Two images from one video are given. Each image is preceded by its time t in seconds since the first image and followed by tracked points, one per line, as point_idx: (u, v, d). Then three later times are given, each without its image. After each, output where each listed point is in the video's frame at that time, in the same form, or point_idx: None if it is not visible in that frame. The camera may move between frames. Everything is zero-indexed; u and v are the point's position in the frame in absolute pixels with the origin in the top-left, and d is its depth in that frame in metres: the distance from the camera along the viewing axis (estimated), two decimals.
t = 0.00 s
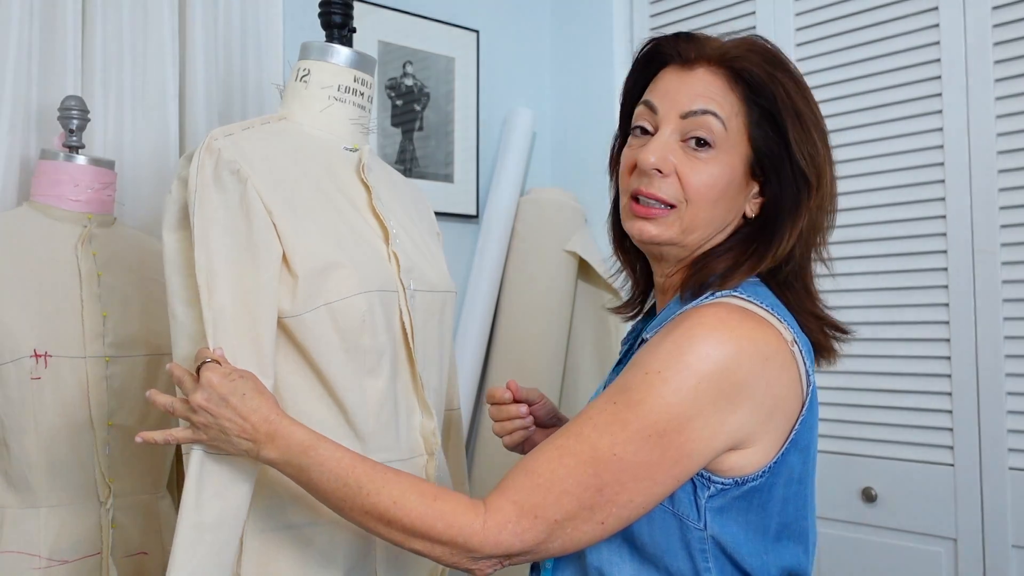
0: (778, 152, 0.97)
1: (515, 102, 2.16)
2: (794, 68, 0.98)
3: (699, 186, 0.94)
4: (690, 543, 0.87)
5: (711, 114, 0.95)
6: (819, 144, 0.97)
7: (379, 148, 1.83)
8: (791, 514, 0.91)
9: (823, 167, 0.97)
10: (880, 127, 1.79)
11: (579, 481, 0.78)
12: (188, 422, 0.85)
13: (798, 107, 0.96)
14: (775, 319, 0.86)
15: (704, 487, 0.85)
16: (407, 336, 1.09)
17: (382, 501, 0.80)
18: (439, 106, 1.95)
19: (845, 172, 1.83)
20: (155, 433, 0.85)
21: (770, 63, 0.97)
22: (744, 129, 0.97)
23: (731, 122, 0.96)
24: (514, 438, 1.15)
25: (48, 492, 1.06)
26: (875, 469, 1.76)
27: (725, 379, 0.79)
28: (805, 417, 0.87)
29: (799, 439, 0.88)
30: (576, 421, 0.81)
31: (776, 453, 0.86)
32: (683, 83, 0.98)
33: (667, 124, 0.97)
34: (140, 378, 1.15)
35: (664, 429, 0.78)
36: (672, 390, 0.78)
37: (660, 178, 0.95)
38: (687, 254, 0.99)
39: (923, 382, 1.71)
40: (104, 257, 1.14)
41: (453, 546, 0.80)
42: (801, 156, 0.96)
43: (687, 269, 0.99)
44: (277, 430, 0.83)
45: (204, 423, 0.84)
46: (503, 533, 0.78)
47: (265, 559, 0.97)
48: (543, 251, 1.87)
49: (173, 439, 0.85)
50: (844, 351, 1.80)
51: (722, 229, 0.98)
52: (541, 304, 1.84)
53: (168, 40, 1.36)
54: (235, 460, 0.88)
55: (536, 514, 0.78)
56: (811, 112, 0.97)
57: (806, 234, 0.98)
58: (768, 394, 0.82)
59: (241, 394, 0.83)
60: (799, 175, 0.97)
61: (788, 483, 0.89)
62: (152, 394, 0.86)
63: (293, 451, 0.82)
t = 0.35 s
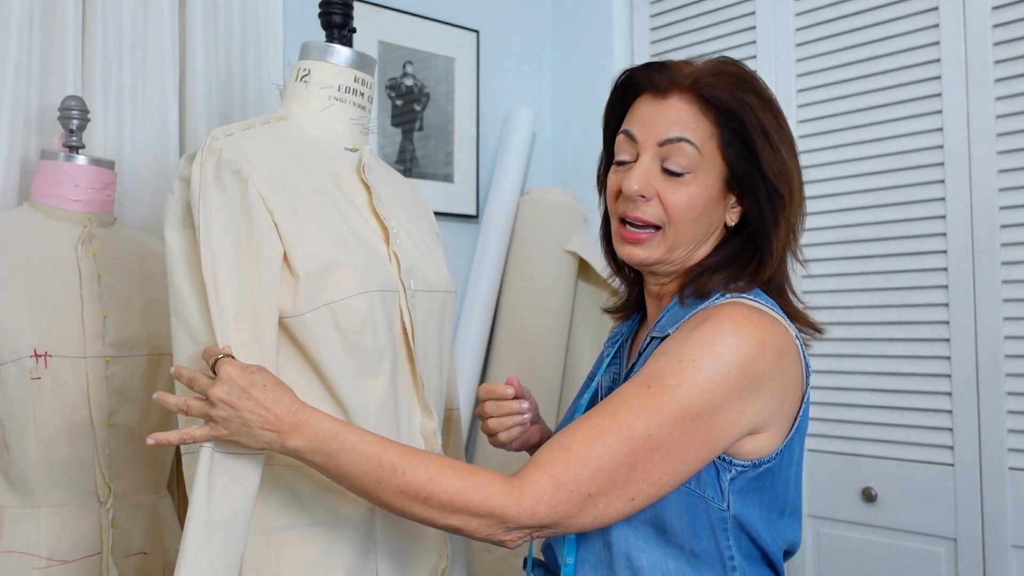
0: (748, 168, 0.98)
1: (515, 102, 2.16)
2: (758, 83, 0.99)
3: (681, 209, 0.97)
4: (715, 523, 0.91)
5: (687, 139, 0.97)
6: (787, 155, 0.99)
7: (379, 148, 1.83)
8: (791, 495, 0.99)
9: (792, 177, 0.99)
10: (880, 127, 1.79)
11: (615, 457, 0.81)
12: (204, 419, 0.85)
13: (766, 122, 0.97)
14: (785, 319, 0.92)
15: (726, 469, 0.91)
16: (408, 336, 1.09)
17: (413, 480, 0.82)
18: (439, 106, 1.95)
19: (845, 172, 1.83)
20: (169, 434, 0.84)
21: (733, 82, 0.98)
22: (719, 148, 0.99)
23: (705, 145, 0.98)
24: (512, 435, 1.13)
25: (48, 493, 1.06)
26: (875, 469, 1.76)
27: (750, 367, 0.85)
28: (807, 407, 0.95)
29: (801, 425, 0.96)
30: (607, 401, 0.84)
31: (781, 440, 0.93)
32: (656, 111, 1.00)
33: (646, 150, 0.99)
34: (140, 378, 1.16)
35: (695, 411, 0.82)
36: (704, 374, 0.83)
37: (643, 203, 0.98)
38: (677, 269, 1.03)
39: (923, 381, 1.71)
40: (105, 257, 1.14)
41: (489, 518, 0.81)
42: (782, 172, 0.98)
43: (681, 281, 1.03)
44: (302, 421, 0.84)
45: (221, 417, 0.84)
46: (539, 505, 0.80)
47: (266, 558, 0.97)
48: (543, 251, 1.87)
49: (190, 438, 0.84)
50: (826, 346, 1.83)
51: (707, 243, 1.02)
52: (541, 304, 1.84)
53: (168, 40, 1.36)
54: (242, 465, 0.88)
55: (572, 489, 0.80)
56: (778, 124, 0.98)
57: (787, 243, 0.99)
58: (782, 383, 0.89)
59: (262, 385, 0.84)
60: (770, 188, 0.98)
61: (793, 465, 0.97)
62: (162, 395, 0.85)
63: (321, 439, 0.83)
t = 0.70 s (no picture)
0: (709, 184, 0.97)
1: (515, 102, 2.16)
2: (715, 98, 0.97)
3: (644, 226, 0.98)
4: (709, 516, 0.92)
5: (642, 159, 0.97)
6: (748, 168, 0.97)
7: (379, 148, 1.83)
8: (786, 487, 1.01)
9: (754, 189, 0.97)
10: (880, 127, 1.78)
11: (619, 461, 0.83)
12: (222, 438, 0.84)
13: (722, 138, 0.95)
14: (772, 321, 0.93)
15: (717, 465, 0.91)
16: (408, 336, 1.09)
17: (434, 491, 0.84)
18: (439, 106, 1.95)
19: (845, 172, 1.83)
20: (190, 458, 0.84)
21: (688, 100, 0.97)
22: (678, 165, 0.98)
23: (663, 163, 0.97)
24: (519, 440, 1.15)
25: (48, 492, 1.06)
26: (875, 469, 1.76)
27: (741, 366, 0.87)
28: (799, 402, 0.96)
29: (791, 420, 0.97)
30: (606, 407, 0.86)
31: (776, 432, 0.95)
32: (615, 133, 1.00)
33: (610, 170, 1.00)
34: (140, 378, 1.16)
35: (691, 412, 0.84)
36: (697, 377, 0.85)
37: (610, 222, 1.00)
38: (658, 278, 1.04)
39: (923, 382, 1.71)
40: (105, 257, 1.13)
41: (502, 526, 0.83)
42: (743, 185, 0.96)
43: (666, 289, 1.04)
44: (322, 443, 0.84)
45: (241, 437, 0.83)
46: (550, 512, 0.82)
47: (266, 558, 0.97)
48: (543, 251, 1.87)
49: (211, 460, 0.84)
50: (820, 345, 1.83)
51: (682, 253, 1.01)
52: (541, 305, 1.84)
53: (168, 40, 1.35)
54: (245, 468, 0.88)
55: (580, 494, 0.82)
56: (738, 138, 0.96)
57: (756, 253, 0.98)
58: (775, 379, 0.91)
59: (282, 406, 0.84)
60: (731, 203, 0.96)
61: (785, 458, 0.98)
62: (173, 417, 0.84)
63: (338, 457, 0.84)
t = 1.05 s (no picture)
0: (702, 183, 0.96)
1: (515, 102, 2.16)
2: (714, 94, 0.96)
3: (634, 222, 0.98)
4: (714, 522, 0.92)
5: (635, 153, 0.97)
6: (743, 169, 0.95)
7: (379, 148, 1.83)
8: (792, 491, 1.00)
9: (747, 190, 0.95)
10: (880, 127, 1.78)
11: (648, 498, 0.80)
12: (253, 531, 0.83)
13: (716, 138, 0.94)
14: (772, 323, 0.92)
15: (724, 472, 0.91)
16: (408, 336, 1.09)
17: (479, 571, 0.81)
18: (439, 106, 1.95)
19: (845, 172, 1.83)
20: (224, 533, 0.83)
21: (685, 97, 0.97)
22: (673, 161, 0.97)
23: (656, 158, 0.97)
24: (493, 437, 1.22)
25: (48, 492, 1.06)
26: (875, 470, 1.76)
27: (751, 376, 0.85)
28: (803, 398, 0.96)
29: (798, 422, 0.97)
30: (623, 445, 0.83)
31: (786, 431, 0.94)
32: (611, 126, 1.01)
33: (604, 164, 1.01)
34: (140, 378, 1.16)
35: (708, 432, 0.82)
36: (711, 395, 0.82)
37: (603, 216, 1.01)
38: (653, 277, 1.03)
39: (923, 382, 1.71)
40: (104, 258, 1.13)
41: None
42: (737, 186, 0.95)
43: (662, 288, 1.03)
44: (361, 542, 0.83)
45: (275, 555, 0.83)
46: (596, 566, 0.80)
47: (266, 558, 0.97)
48: (543, 251, 1.87)
49: (244, 539, 0.83)
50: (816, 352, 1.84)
51: (675, 251, 1.00)
52: (542, 306, 1.84)
53: (168, 39, 1.36)
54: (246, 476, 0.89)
55: (621, 542, 0.80)
56: (736, 137, 0.95)
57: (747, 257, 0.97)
58: (782, 378, 0.90)
59: (324, 521, 0.84)
60: (724, 205, 0.95)
61: (792, 462, 0.98)
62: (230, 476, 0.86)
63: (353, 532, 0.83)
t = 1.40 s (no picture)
0: (708, 171, 0.94)
1: (515, 102, 2.16)
2: (722, 77, 0.93)
3: (635, 213, 0.96)
4: (710, 532, 0.89)
5: (635, 141, 0.94)
6: (751, 157, 0.92)
7: (379, 148, 1.83)
8: (796, 502, 0.96)
9: (756, 180, 0.92)
10: (880, 127, 1.78)
11: (608, 484, 0.80)
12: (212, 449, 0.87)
13: (724, 123, 0.91)
14: (785, 320, 0.90)
15: (721, 478, 0.88)
16: (408, 335, 1.09)
17: (421, 523, 0.83)
18: (439, 106, 1.95)
19: (845, 172, 1.83)
20: (184, 448, 0.87)
21: (690, 80, 0.94)
22: (677, 149, 0.95)
23: (659, 146, 0.94)
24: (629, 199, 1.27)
25: (48, 493, 1.06)
26: (875, 470, 1.76)
27: (742, 377, 0.82)
28: (810, 412, 0.92)
29: (804, 428, 0.93)
30: (598, 423, 0.83)
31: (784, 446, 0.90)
32: (612, 112, 0.98)
33: (605, 153, 0.99)
34: (140, 378, 1.16)
35: (685, 429, 0.80)
36: (692, 389, 0.80)
37: (604, 207, 0.99)
38: (657, 269, 1.02)
39: (922, 382, 1.71)
40: (104, 257, 1.13)
41: (488, 554, 0.82)
42: (745, 176, 0.91)
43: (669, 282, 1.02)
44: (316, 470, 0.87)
45: (230, 471, 0.87)
46: (535, 538, 0.80)
47: (266, 557, 0.97)
48: (542, 251, 1.87)
49: (201, 455, 0.87)
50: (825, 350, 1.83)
51: (680, 243, 0.98)
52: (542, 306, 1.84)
53: (168, 39, 1.35)
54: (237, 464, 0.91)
55: (565, 518, 0.80)
56: (745, 122, 0.91)
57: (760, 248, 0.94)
58: (781, 387, 0.86)
59: (282, 442, 0.88)
60: (731, 195, 0.92)
61: (795, 471, 0.94)
62: (189, 394, 0.88)
63: (331, 481, 0.86)
